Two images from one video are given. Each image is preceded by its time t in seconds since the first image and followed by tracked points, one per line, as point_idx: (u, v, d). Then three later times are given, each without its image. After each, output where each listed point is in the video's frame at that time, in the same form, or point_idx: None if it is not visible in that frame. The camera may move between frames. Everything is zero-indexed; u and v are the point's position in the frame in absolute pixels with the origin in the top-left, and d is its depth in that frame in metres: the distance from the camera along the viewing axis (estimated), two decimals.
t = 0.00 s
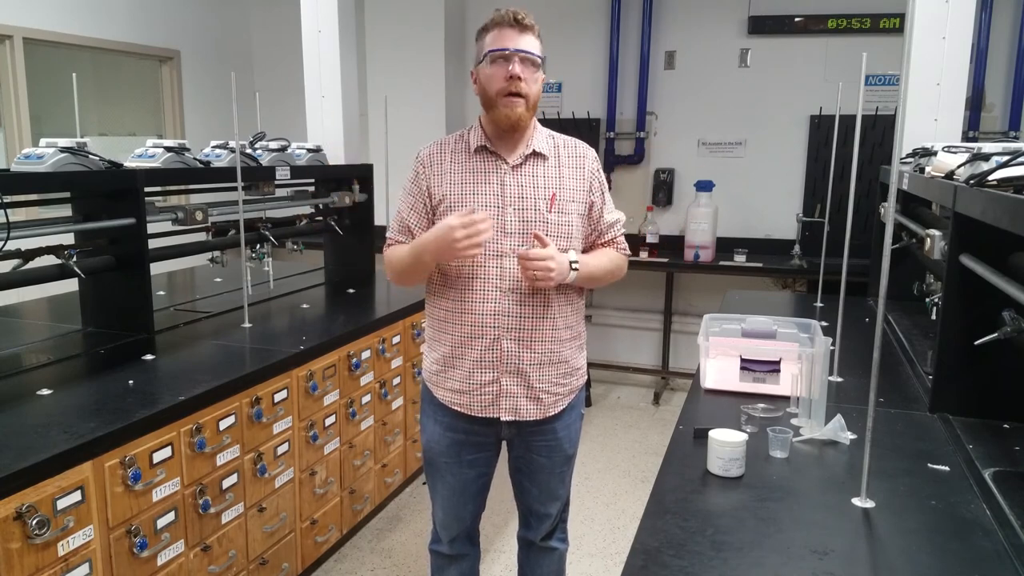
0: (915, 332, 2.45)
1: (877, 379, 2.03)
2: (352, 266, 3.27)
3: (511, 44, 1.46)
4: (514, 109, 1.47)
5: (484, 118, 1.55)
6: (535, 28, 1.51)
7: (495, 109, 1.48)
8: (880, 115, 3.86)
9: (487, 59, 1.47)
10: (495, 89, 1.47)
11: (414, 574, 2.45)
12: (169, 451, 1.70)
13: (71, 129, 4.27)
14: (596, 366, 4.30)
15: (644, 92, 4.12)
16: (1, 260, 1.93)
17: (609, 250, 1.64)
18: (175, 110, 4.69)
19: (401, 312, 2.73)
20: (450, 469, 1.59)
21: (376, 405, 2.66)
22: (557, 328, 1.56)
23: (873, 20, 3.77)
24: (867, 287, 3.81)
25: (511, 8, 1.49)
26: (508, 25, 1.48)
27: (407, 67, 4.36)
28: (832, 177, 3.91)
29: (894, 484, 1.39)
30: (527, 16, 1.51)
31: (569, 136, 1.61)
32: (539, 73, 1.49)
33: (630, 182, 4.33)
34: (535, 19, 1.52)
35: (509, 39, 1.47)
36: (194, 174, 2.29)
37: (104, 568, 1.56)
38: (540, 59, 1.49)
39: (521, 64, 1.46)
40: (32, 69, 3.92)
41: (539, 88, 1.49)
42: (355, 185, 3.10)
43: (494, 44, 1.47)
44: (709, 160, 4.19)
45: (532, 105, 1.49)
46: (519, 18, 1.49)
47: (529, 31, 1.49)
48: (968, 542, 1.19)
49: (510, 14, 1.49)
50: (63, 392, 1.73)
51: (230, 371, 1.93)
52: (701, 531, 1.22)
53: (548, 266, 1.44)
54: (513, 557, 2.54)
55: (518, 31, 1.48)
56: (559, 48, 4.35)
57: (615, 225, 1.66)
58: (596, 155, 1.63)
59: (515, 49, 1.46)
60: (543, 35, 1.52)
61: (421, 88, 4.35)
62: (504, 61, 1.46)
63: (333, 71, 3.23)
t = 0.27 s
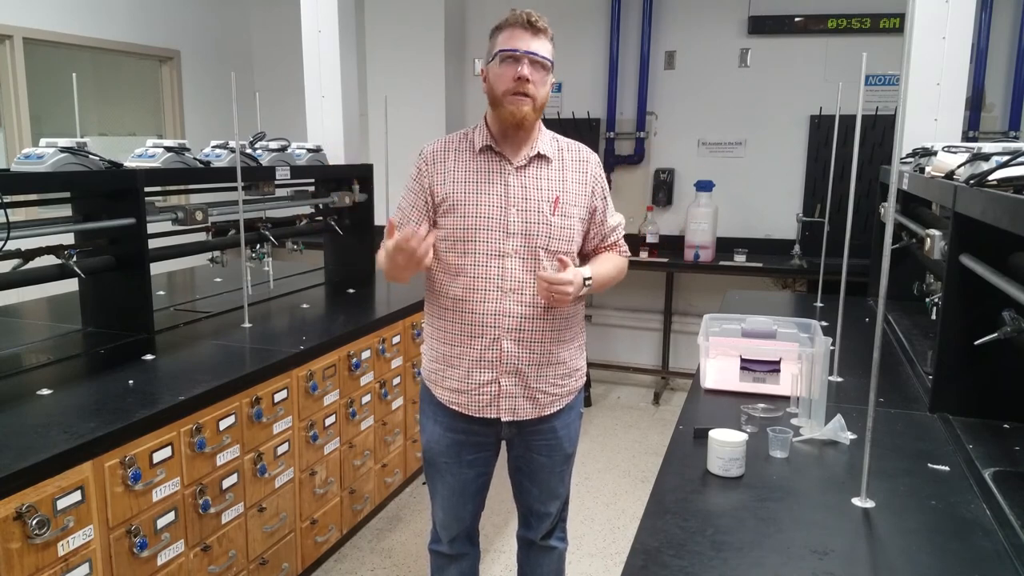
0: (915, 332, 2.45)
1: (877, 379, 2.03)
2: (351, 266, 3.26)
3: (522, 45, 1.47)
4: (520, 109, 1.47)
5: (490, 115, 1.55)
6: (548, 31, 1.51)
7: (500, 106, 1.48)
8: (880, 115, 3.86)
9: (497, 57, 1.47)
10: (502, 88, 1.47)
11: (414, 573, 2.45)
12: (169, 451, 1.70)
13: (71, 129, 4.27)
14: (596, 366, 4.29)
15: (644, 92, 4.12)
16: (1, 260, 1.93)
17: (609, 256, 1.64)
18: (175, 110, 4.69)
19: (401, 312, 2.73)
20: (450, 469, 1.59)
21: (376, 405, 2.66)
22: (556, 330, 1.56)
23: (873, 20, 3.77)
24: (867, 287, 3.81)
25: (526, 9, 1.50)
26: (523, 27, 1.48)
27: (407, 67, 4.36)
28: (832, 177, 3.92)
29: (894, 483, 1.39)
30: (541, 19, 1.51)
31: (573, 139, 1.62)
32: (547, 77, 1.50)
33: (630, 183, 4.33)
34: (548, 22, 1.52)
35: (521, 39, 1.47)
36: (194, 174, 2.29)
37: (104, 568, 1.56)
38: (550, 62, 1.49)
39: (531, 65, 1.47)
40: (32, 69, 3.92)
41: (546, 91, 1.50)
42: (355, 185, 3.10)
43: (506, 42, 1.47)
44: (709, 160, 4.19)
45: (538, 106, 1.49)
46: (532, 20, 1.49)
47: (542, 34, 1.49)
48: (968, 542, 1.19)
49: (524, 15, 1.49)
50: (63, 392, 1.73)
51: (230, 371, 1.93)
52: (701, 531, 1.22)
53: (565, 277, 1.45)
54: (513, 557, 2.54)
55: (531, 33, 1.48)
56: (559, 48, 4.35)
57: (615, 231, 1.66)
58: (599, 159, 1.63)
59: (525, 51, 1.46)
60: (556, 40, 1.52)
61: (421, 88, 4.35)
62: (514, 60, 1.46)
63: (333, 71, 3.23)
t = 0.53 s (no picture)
0: (915, 332, 2.45)
1: (877, 379, 2.03)
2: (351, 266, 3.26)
3: (514, 47, 1.46)
4: (514, 111, 1.47)
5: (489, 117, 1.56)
6: (540, 30, 1.50)
7: (497, 110, 1.49)
8: (880, 115, 3.86)
9: (491, 61, 1.47)
10: (496, 91, 1.47)
11: (413, 573, 2.45)
12: (169, 451, 1.70)
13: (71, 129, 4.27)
14: (596, 366, 4.29)
15: (644, 92, 4.12)
16: (1, 260, 1.93)
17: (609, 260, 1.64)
18: (175, 110, 4.69)
19: (401, 312, 2.73)
20: (450, 468, 1.59)
21: (376, 405, 2.66)
22: (556, 332, 1.55)
23: (873, 20, 3.77)
24: (867, 287, 3.81)
25: (513, 11, 1.49)
26: (514, 28, 1.47)
27: (407, 67, 4.36)
28: (832, 177, 3.92)
29: (894, 483, 1.39)
30: (532, 18, 1.51)
31: (575, 141, 1.61)
32: (542, 75, 1.49)
33: (630, 183, 4.33)
34: (539, 21, 1.52)
35: (513, 41, 1.47)
36: (194, 174, 2.29)
37: (104, 568, 1.56)
38: (544, 62, 1.49)
39: (522, 67, 1.46)
40: (32, 69, 3.92)
41: (541, 90, 1.50)
42: (355, 185, 3.10)
43: (498, 46, 1.47)
44: (709, 160, 4.19)
45: (533, 107, 1.49)
46: (521, 21, 1.48)
47: (531, 33, 1.48)
48: (968, 542, 1.19)
49: (512, 17, 1.49)
50: (63, 392, 1.73)
51: (230, 371, 1.93)
52: (701, 530, 1.22)
53: (563, 298, 1.42)
54: (513, 557, 2.54)
55: (520, 34, 1.47)
56: (559, 48, 4.35)
57: (617, 233, 1.66)
58: (601, 162, 1.63)
59: (517, 53, 1.46)
60: (548, 37, 1.52)
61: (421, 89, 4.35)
62: (506, 63, 1.47)
63: (333, 71, 3.23)
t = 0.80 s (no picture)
0: (915, 332, 2.45)
1: (877, 379, 2.03)
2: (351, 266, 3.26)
3: (514, 47, 1.47)
4: (513, 112, 1.47)
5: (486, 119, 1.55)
6: (540, 31, 1.51)
7: (495, 111, 1.48)
8: (880, 115, 3.86)
9: (491, 60, 1.47)
10: (496, 91, 1.47)
11: (413, 573, 2.45)
12: (169, 451, 1.70)
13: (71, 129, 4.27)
14: (596, 366, 4.29)
15: (644, 92, 4.12)
16: (1, 261, 1.93)
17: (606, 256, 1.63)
18: (175, 109, 4.69)
19: (401, 312, 2.73)
20: (449, 467, 1.59)
21: (376, 405, 2.66)
22: (553, 330, 1.55)
23: (873, 20, 3.77)
24: (867, 287, 3.81)
25: (516, 10, 1.49)
26: (514, 28, 1.48)
27: (407, 67, 4.36)
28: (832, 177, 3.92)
29: (894, 483, 1.39)
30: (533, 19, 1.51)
31: (571, 138, 1.61)
32: (541, 76, 1.49)
33: (630, 182, 4.33)
34: (539, 22, 1.52)
35: (512, 41, 1.47)
36: (194, 174, 2.29)
37: (104, 568, 1.56)
38: (543, 63, 1.49)
39: (522, 67, 1.46)
40: (32, 69, 3.92)
41: (540, 91, 1.49)
42: (355, 185, 3.10)
43: (498, 45, 1.47)
44: (709, 160, 4.19)
45: (532, 108, 1.49)
46: (522, 21, 1.49)
47: (531, 34, 1.49)
48: (968, 542, 1.19)
49: (515, 17, 1.49)
50: (63, 392, 1.73)
51: (230, 371, 1.93)
52: (701, 531, 1.22)
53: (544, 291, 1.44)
54: (513, 557, 2.54)
55: (521, 34, 1.48)
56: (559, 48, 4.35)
57: (616, 230, 1.65)
58: (598, 158, 1.62)
59: (517, 52, 1.46)
60: (548, 38, 1.52)
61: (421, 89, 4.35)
62: (506, 62, 1.47)
63: (333, 71, 3.23)
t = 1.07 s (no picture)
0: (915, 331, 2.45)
1: (877, 380, 2.02)
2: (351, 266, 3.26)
3: (510, 50, 1.46)
4: (509, 116, 1.47)
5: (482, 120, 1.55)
6: (536, 33, 1.50)
7: (491, 113, 1.49)
8: (880, 115, 3.86)
9: (486, 63, 1.47)
10: (491, 94, 1.48)
11: (413, 573, 2.44)
12: (169, 451, 1.70)
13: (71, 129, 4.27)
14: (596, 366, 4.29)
15: (644, 92, 4.12)
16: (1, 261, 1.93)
17: (605, 255, 1.63)
18: (175, 109, 4.69)
19: (401, 312, 2.73)
20: (449, 466, 1.59)
21: (376, 405, 2.66)
22: (551, 331, 1.55)
23: (873, 20, 3.77)
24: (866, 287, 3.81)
25: (510, 12, 1.48)
26: (510, 30, 1.47)
27: (407, 67, 4.36)
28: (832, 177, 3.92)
29: (894, 484, 1.39)
30: (530, 21, 1.50)
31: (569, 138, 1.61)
32: (537, 78, 1.49)
33: (630, 182, 4.33)
34: (536, 23, 1.51)
35: (508, 44, 1.46)
36: (194, 174, 2.29)
37: (104, 569, 1.56)
38: (539, 65, 1.49)
39: (518, 71, 1.46)
40: (32, 69, 3.92)
41: (536, 93, 1.49)
42: (355, 185, 3.10)
43: (493, 48, 1.47)
44: (709, 160, 4.19)
45: (528, 111, 1.49)
46: (517, 23, 1.47)
47: (528, 36, 1.48)
48: (968, 542, 1.19)
49: (511, 18, 1.48)
50: (63, 392, 1.73)
51: (230, 371, 1.93)
52: (701, 530, 1.22)
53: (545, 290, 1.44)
54: (512, 557, 2.54)
55: (516, 37, 1.47)
56: (559, 48, 4.35)
57: (615, 230, 1.65)
58: (596, 158, 1.62)
59: (512, 56, 1.46)
60: (545, 40, 1.51)
61: (421, 89, 4.35)
62: (501, 66, 1.46)
63: (333, 71, 3.23)
